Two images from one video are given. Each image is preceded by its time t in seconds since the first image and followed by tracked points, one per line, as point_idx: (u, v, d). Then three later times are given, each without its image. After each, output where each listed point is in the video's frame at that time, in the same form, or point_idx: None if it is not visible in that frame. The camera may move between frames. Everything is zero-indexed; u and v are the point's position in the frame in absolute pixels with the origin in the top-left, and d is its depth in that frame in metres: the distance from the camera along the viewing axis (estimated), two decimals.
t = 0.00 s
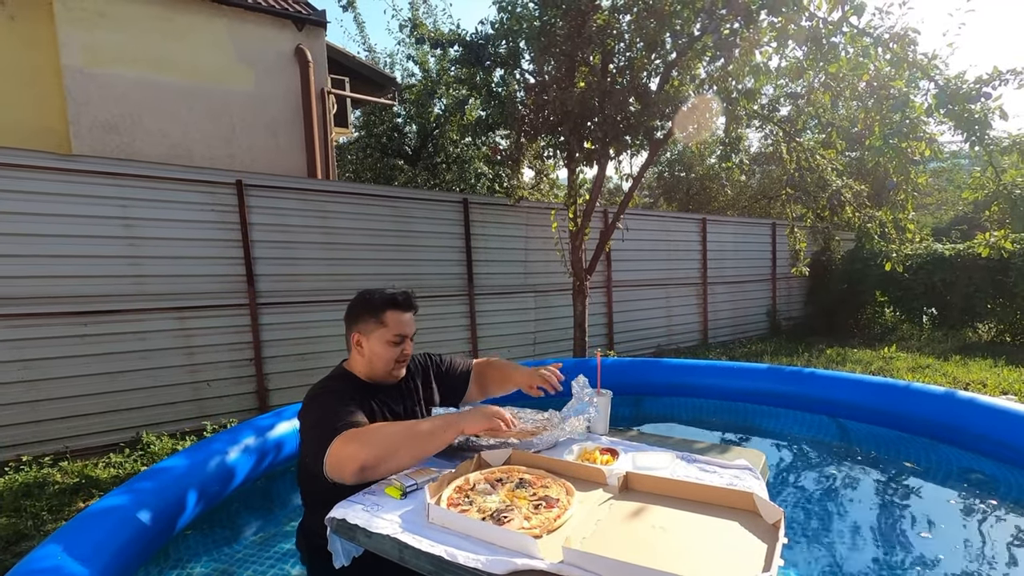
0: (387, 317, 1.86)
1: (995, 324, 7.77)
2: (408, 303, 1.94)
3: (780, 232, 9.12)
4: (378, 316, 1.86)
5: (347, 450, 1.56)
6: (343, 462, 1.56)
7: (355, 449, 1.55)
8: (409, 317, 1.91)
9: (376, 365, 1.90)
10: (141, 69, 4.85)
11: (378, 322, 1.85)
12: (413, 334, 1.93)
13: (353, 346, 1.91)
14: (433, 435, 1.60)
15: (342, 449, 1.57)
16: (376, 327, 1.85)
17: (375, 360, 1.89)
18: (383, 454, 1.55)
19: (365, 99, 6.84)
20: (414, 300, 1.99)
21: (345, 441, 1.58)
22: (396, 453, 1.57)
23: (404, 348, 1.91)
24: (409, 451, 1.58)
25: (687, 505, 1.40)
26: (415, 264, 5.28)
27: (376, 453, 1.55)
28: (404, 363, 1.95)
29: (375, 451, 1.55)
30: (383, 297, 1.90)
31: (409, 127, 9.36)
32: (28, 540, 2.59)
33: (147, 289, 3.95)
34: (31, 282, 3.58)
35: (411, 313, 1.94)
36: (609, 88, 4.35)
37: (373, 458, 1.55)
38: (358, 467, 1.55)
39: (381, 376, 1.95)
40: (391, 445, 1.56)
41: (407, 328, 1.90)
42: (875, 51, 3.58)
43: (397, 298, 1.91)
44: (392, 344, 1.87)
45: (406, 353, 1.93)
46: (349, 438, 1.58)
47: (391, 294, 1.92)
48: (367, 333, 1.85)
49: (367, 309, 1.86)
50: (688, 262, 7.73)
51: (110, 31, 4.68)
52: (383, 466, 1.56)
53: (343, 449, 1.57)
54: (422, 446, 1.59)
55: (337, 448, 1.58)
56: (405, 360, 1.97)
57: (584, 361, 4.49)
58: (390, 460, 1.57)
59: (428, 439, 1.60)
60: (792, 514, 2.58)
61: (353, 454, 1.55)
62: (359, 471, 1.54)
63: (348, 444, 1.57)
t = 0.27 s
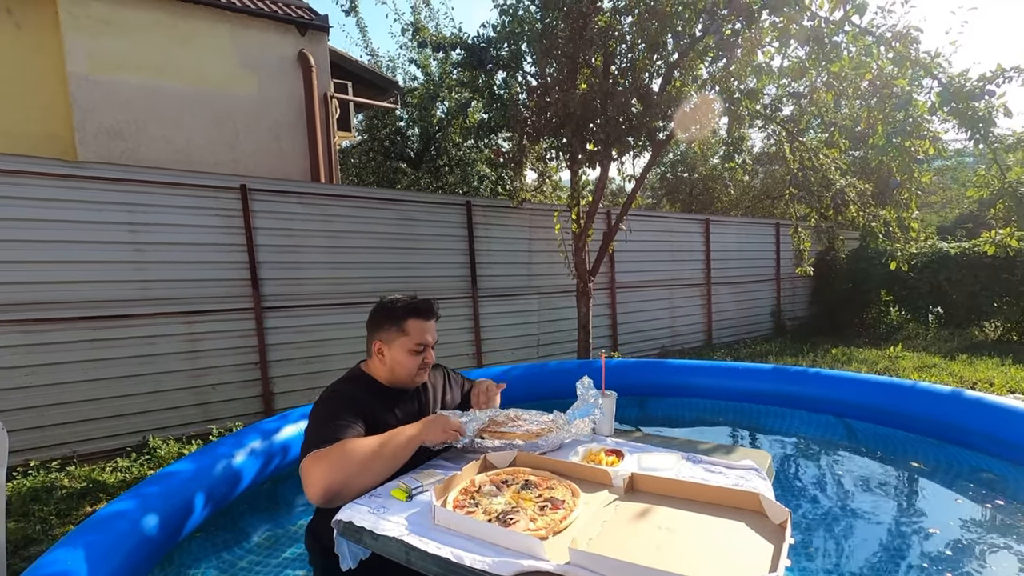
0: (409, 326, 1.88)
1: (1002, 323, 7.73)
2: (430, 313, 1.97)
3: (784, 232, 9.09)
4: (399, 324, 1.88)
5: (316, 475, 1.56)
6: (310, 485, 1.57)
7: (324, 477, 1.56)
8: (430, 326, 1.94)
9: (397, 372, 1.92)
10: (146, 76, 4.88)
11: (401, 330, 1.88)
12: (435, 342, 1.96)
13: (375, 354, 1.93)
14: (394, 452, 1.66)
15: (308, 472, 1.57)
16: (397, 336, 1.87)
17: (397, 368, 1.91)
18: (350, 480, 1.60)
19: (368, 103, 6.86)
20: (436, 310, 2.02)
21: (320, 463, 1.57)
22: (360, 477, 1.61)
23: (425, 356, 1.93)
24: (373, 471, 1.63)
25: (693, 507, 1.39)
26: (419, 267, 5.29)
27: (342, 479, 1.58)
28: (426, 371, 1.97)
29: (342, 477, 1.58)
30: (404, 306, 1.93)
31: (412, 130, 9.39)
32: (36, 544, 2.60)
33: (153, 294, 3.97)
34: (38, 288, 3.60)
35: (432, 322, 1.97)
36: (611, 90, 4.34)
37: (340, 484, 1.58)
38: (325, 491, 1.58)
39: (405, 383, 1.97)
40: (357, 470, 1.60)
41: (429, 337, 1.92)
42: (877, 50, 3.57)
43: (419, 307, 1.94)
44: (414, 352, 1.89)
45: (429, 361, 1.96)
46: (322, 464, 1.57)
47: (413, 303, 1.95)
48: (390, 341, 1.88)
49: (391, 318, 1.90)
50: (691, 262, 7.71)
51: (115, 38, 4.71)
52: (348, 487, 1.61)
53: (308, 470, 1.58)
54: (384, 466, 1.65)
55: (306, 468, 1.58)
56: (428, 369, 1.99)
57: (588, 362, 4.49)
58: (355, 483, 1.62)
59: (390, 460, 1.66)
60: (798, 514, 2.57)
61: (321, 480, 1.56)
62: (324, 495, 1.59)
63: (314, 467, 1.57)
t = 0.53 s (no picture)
0: (422, 326, 1.88)
1: (1001, 323, 7.74)
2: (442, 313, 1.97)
3: (784, 233, 9.11)
4: (412, 325, 1.88)
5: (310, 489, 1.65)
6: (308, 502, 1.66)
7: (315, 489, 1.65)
8: (443, 326, 1.93)
9: (412, 372, 1.91)
10: (146, 78, 4.89)
11: (414, 331, 1.88)
12: (448, 343, 1.96)
13: (388, 355, 1.92)
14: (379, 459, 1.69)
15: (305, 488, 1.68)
16: (410, 336, 1.87)
17: (413, 368, 1.90)
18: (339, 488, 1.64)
19: (368, 104, 6.87)
20: (448, 310, 2.01)
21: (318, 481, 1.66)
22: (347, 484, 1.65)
23: (439, 356, 1.93)
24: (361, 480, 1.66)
25: (694, 506, 1.40)
26: (419, 268, 5.29)
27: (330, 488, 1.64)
28: (440, 372, 1.96)
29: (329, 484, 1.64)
30: (417, 306, 1.93)
31: (412, 131, 9.41)
32: (37, 546, 2.60)
33: (153, 295, 3.98)
34: (39, 289, 3.60)
35: (444, 322, 1.98)
36: (611, 91, 4.34)
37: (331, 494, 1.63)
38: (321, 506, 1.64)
39: (418, 383, 1.96)
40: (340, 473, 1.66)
41: (442, 337, 1.92)
42: (876, 50, 3.58)
43: (431, 307, 1.94)
44: (427, 353, 1.89)
45: (443, 361, 1.95)
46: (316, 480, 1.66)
47: (425, 304, 1.95)
48: (404, 341, 1.87)
49: (403, 319, 1.90)
50: (691, 263, 7.72)
51: (115, 40, 4.72)
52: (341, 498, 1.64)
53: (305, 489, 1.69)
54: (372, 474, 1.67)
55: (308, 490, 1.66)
56: (442, 370, 1.99)
57: (587, 362, 4.49)
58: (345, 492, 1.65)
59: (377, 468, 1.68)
60: (799, 515, 2.57)
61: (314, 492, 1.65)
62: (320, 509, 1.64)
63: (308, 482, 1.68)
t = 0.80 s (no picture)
0: (416, 326, 1.88)
1: (984, 329, 7.85)
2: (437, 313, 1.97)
3: (772, 239, 9.20)
4: (405, 324, 1.89)
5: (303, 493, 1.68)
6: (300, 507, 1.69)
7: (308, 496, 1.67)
8: (438, 325, 1.92)
9: (405, 372, 1.90)
10: (135, 78, 4.85)
11: (407, 330, 1.88)
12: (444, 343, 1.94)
13: (384, 356, 1.93)
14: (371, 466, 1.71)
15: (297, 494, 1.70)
16: (404, 335, 1.87)
17: (406, 368, 1.89)
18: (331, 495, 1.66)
19: (359, 108, 6.86)
20: (444, 311, 2.01)
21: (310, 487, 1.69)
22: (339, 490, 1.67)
23: (434, 356, 1.91)
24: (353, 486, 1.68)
25: (681, 510, 1.41)
26: (409, 272, 5.29)
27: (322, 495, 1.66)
28: (435, 372, 1.93)
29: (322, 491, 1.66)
30: (411, 306, 1.94)
31: (403, 135, 9.41)
32: (17, 551, 2.56)
33: (140, 298, 3.94)
34: (22, 291, 3.55)
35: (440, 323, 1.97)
36: (601, 97, 4.38)
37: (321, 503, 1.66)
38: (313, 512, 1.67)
39: (414, 384, 1.95)
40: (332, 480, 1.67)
41: (436, 337, 1.91)
42: (862, 60, 3.64)
43: (426, 307, 1.94)
44: (421, 352, 1.88)
45: (438, 362, 1.93)
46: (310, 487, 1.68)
47: (419, 304, 1.95)
48: (397, 341, 1.88)
49: (397, 319, 1.90)
50: (680, 268, 7.77)
51: (104, 40, 4.69)
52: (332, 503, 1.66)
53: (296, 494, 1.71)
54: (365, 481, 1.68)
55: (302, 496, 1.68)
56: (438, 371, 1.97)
57: (577, 367, 4.51)
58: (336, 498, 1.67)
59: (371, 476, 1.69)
60: (785, 518, 2.59)
61: (307, 498, 1.67)
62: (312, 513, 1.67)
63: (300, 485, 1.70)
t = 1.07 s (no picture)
0: (404, 315, 1.89)
1: (983, 331, 7.84)
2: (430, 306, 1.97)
3: (772, 240, 9.21)
4: (395, 316, 1.91)
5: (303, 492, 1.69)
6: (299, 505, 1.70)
7: (307, 497, 1.68)
8: (427, 315, 1.92)
9: (397, 364, 1.89)
10: (136, 77, 4.85)
11: (397, 321, 1.90)
12: (435, 332, 1.92)
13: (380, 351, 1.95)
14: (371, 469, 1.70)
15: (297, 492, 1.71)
16: (392, 326, 1.89)
17: (396, 358, 1.88)
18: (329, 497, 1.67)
19: (360, 107, 6.86)
20: (439, 304, 2.01)
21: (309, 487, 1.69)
22: (338, 493, 1.67)
23: (425, 345, 1.88)
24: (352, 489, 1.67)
25: (682, 511, 1.41)
26: (409, 272, 5.28)
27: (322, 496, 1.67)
28: (428, 362, 1.89)
29: (322, 492, 1.67)
30: (402, 301, 1.96)
31: (404, 135, 9.42)
32: (17, 550, 2.56)
33: (140, 297, 3.94)
34: (23, 289, 3.55)
35: (433, 315, 1.96)
36: (602, 98, 4.38)
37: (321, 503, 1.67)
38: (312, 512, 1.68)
39: (408, 377, 1.91)
40: (332, 481, 1.68)
41: (425, 325, 1.90)
42: (863, 62, 3.64)
43: (417, 299, 1.95)
44: (410, 341, 1.87)
45: (430, 352, 1.89)
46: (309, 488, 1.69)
47: (412, 296, 1.96)
48: (388, 333, 1.90)
49: (388, 313, 1.93)
50: (680, 269, 7.77)
51: (105, 39, 4.69)
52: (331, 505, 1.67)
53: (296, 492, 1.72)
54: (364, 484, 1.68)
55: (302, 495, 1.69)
56: (433, 363, 1.92)
57: (577, 367, 4.51)
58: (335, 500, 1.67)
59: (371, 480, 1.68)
60: (786, 521, 2.59)
61: (306, 499, 1.68)
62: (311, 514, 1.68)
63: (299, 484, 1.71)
